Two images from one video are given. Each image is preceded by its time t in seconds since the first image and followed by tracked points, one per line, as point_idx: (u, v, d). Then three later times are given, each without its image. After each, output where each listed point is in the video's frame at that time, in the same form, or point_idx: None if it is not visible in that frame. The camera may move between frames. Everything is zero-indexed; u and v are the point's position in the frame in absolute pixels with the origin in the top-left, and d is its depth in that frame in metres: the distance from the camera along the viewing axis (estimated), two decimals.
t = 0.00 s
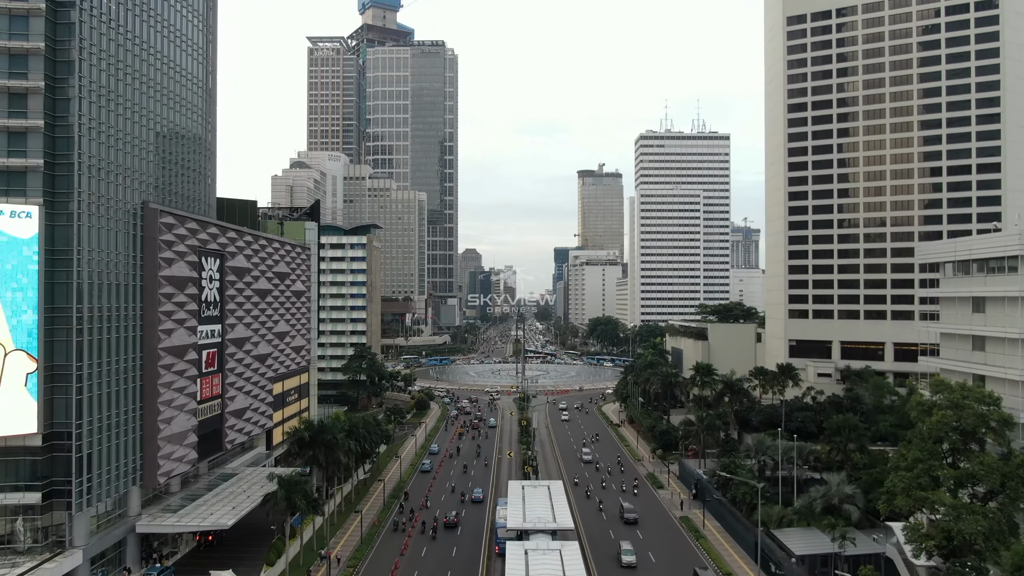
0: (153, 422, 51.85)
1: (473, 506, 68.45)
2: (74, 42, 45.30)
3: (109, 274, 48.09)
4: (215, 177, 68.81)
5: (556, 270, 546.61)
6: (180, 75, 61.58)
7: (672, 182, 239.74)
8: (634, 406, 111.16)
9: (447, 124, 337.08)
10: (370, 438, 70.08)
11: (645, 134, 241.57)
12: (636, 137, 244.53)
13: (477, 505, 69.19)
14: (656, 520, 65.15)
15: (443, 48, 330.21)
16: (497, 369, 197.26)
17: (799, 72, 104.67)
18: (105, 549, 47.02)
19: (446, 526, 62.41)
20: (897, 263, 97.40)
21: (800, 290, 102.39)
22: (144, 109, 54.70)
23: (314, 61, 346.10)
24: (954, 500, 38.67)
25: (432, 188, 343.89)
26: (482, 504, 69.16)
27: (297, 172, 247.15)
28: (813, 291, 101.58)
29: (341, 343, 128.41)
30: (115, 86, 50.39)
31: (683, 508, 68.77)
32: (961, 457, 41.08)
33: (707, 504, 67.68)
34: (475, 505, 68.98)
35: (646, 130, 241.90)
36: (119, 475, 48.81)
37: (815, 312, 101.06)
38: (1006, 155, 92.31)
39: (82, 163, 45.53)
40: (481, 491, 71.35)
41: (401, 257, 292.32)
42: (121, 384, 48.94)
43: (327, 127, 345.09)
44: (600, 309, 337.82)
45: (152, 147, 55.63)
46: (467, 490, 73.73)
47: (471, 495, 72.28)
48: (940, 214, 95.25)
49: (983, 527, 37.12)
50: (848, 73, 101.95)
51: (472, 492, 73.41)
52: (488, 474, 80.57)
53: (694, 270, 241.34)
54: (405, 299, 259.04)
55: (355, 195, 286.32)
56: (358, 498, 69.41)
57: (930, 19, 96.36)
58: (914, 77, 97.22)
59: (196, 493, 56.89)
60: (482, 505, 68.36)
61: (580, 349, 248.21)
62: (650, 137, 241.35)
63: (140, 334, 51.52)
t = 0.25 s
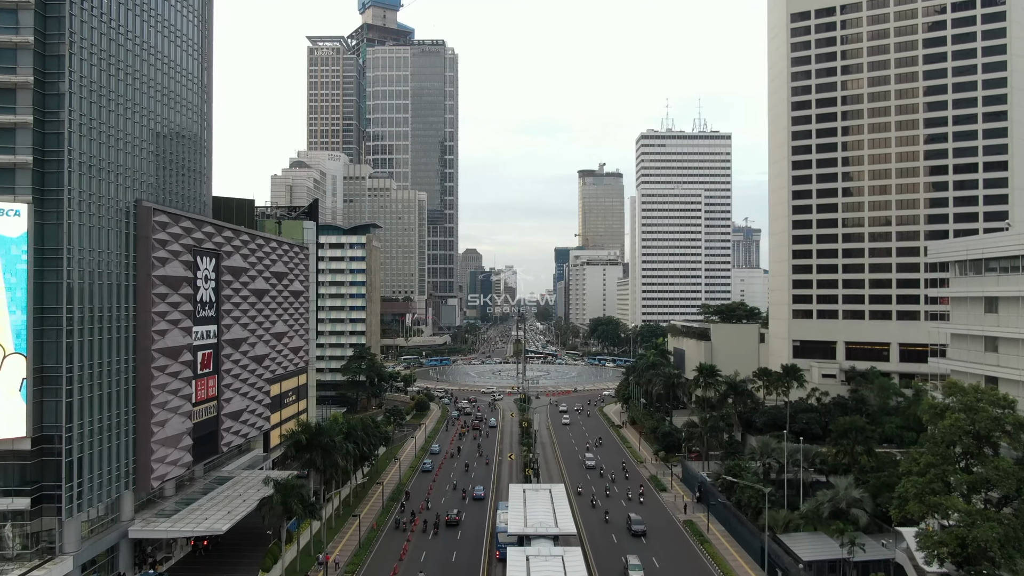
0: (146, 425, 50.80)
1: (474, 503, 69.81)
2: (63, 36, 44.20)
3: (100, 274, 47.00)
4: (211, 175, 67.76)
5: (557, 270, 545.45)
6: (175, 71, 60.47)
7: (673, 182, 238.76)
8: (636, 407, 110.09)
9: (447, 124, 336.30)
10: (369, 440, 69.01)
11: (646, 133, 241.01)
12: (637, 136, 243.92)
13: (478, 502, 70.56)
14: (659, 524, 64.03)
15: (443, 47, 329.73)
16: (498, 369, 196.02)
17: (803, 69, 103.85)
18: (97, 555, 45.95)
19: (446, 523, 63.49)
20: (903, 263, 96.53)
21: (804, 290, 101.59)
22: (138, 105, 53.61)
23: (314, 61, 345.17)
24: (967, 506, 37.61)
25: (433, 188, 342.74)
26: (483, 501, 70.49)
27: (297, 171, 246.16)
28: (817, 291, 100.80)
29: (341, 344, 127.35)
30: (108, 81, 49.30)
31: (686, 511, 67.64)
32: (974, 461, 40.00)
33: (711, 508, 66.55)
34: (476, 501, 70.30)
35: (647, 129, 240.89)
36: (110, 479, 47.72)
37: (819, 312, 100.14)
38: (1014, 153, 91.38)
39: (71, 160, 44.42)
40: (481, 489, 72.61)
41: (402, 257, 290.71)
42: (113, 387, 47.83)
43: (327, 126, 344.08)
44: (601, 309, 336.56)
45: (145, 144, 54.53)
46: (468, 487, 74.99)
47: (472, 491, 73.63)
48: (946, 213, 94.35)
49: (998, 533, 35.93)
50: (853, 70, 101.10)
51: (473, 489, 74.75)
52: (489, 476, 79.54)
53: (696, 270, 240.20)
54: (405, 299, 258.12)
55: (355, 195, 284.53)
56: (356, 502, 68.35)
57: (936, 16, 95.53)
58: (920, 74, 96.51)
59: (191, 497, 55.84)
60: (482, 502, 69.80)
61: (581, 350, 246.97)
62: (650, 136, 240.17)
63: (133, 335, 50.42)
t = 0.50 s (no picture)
0: (139, 428, 49.71)
1: (476, 500, 70.98)
2: (52, 30, 43.05)
3: (90, 274, 45.83)
4: (206, 174, 66.69)
5: (557, 270, 544.58)
6: (169, 67, 59.35)
7: (674, 181, 238.36)
8: (637, 408, 109.07)
9: (447, 124, 333.97)
10: (367, 443, 67.92)
11: (647, 133, 240.58)
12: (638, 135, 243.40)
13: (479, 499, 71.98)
14: (662, 528, 62.94)
15: (443, 46, 329.49)
16: (498, 370, 194.87)
17: (807, 66, 102.82)
18: (87, 562, 44.79)
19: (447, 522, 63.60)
20: (908, 262, 95.56)
21: (808, 290, 100.62)
22: (131, 101, 52.48)
23: (314, 60, 343.70)
24: (983, 512, 36.44)
25: (432, 188, 341.79)
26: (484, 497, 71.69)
27: (297, 171, 244.91)
28: (822, 291, 99.69)
29: (339, 345, 126.34)
30: (99, 77, 48.16)
31: (689, 515, 66.50)
32: (988, 466, 38.87)
33: (715, 512, 65.40)
34: (478, 499, 71.36)
35: (648, 129, 240.58)
36: (102, 484, 46.58)
37: (823, 313, 99.15)
38: (1020, 151, 90.82)
39: (60, 157, 43.27)
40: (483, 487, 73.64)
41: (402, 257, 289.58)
42: (103, 390, 46.68)
43: (326, 126, 342.90)
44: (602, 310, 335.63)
45: (138, 142, 53.42)
46: (469, 485, 75.98)
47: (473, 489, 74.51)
48: (953, 211, 93.49)
49: (1016, 541, 34.69)
50: (857, 67, 100.21)
51: (475, 487, 75.72)
52: (489, 479, 78.50)
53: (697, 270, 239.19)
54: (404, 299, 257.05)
55: (355, 195, 283.34)
56: (354, 506, 67.12)
57: (942, 12, 95.22)
58: (925, 71, 95.88)
59: (184, 502, 54.68)
60: (483, 499, 71.00)
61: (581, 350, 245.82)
62: (651, 136, 240.16)
63: (125, 337, 49.24)
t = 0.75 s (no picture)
0: (131, 431, 48.59)
1: (477, 497, 71.98)
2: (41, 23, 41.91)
3: (80, 274, 44.65)
4: (202, 172, 65.65)
5: (557, 270, 543.43)
6: (164, 63, 58.25)
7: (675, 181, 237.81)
8: (639, 410, 108.00)
9: (447, 123, 331.95)
10: (365, 445, 66.78)
11: (648, 132, 239.46)
12: (639, 134, 242.35)
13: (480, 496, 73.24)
14: (666, 532, 61.86)
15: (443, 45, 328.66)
16: (498, 371, 193.73)
17: (811, 63, 101.78)
18: (77, 569, 43.56)
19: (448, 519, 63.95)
20: (914, 262, 94.53)
21: (812, 290, 99.56)
22: (124, 97, 51.34)
23: (313, 59, 341.82)
24: (1000, 518, 35.28)
25: (433, 188, 340.60)
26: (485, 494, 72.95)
27: (296, 171, 243.68)
28: (826, 291, 98.61)
29: (338, 345, 125.25)
30: (91, 72, 47.02)
31: (693, 518, 65.36)
32: (1003, 471, 37.71)
33: (719, 515, 64.24)
34: (479, 496, 72.43)
35: (649, 128, 239.86)
36: (92, 489, 45.40)
37: (827, 313, 98.13)
38: None
39: (49, 154, 42.13)
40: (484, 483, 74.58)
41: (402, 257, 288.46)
42: (94, 392, 45.53)
43: (326, 126, 341.71)
44: (602, 310, 334.51)
45: (131, 139, 52.29)
46: (471, 482, 76.85)
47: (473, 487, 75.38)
48: (959, 210, 92.46)
49: None
50: (862, 64, 99.16)
51: (475, 484, 76.59)
52: (489, 481, 77.43)
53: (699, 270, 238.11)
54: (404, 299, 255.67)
55: (355, 195, 282.19)
56: (351, 510, 65.88)
57: (949, 8, 94.23)
58: (931, 68, 94.84)
59: (178, 506, 53.50)
60: (485, 496, 72.21)
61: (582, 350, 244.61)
62: (652, 135, 239.26)
63: (116, 338, 48.11)
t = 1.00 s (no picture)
0: (123, 435, 47.45)
1: (478, 495, 72.83)
2: (28, 16, 40.75)
3: (69, 274, 43.48)
4: (197, 170, 64.59)
5: (558, 270, 542.07)
6: (158, 59, 57.12)
7: (676, 181, 237.36)
8: (641, 411, 106.93)
9: (447, 122, 331.65)
10: (363, 448, 65.60)
11: (648, 131, 238.85)
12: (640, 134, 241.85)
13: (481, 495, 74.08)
14: (670, 536, 60.76)
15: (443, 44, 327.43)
16: (499, 372, 192.67)
17: (815, 61, 100.87)
18: None
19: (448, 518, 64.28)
20: (920, 261, 93.38)
21: (816, 290, 98.56)
22: (115, 93, 50.17)
23: (313, 59, 340.68)
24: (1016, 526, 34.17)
25: (433, 188, 339.60)
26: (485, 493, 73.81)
27: (296, 171, 242.69)
28: (830, 291, 97.72)
29: (338, 346, 124.17)
30: (81, 66, 45.86)
31: (697, 522, 64.26)
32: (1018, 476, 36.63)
33: (724, 519, 63.10)
34: (479, 494, 73.32)
35: (650, 127, 239.24)
36: (82, 494, 44.28)
37: (832, 313, 97.18)
38: None
39: (37, 151, 40.99)
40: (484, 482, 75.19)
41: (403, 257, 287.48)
42: (84, 395, 44.38)
43: (326, 126, 340.88)
44: (603, 310, 333.32)
45: (124, 136, 51.13)
46: (472, 480, 77.62)
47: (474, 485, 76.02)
48: (966, 209, 91.30)
49: None
50: (867, 62, 98.17)
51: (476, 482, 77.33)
52: (490, 484, 76.34)
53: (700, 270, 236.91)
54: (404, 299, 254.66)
55: (355, 194, 281.24)
56: (348, 514, 64.66)
57: (955, 4, 93.07)
58: (937, 66, 93.71)
59: (172, 511, 52.37)
60: (485, 494, 73.18)
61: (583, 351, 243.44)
62: (653, 134, 239.21)
63: (107, 339, 46.94)
